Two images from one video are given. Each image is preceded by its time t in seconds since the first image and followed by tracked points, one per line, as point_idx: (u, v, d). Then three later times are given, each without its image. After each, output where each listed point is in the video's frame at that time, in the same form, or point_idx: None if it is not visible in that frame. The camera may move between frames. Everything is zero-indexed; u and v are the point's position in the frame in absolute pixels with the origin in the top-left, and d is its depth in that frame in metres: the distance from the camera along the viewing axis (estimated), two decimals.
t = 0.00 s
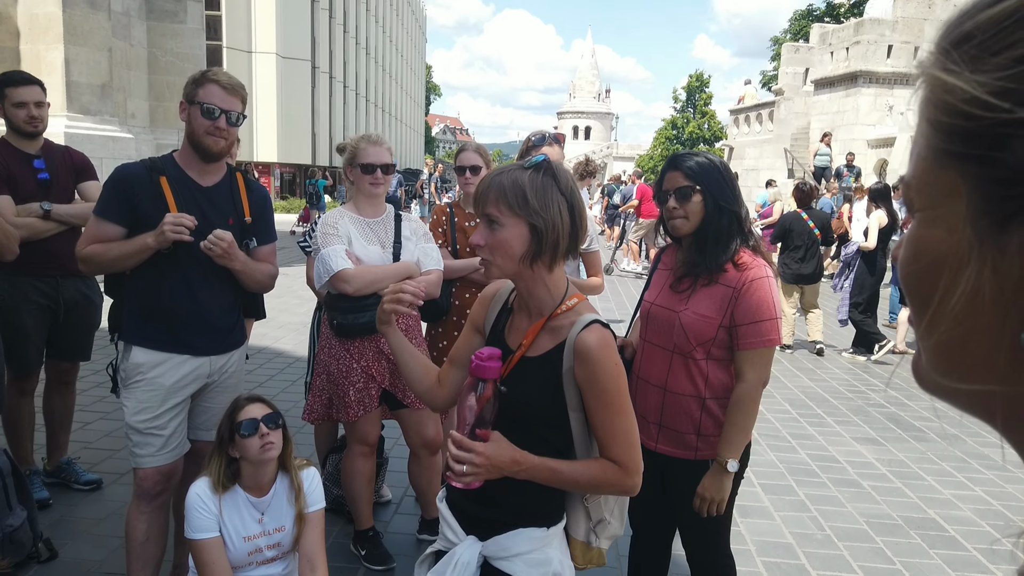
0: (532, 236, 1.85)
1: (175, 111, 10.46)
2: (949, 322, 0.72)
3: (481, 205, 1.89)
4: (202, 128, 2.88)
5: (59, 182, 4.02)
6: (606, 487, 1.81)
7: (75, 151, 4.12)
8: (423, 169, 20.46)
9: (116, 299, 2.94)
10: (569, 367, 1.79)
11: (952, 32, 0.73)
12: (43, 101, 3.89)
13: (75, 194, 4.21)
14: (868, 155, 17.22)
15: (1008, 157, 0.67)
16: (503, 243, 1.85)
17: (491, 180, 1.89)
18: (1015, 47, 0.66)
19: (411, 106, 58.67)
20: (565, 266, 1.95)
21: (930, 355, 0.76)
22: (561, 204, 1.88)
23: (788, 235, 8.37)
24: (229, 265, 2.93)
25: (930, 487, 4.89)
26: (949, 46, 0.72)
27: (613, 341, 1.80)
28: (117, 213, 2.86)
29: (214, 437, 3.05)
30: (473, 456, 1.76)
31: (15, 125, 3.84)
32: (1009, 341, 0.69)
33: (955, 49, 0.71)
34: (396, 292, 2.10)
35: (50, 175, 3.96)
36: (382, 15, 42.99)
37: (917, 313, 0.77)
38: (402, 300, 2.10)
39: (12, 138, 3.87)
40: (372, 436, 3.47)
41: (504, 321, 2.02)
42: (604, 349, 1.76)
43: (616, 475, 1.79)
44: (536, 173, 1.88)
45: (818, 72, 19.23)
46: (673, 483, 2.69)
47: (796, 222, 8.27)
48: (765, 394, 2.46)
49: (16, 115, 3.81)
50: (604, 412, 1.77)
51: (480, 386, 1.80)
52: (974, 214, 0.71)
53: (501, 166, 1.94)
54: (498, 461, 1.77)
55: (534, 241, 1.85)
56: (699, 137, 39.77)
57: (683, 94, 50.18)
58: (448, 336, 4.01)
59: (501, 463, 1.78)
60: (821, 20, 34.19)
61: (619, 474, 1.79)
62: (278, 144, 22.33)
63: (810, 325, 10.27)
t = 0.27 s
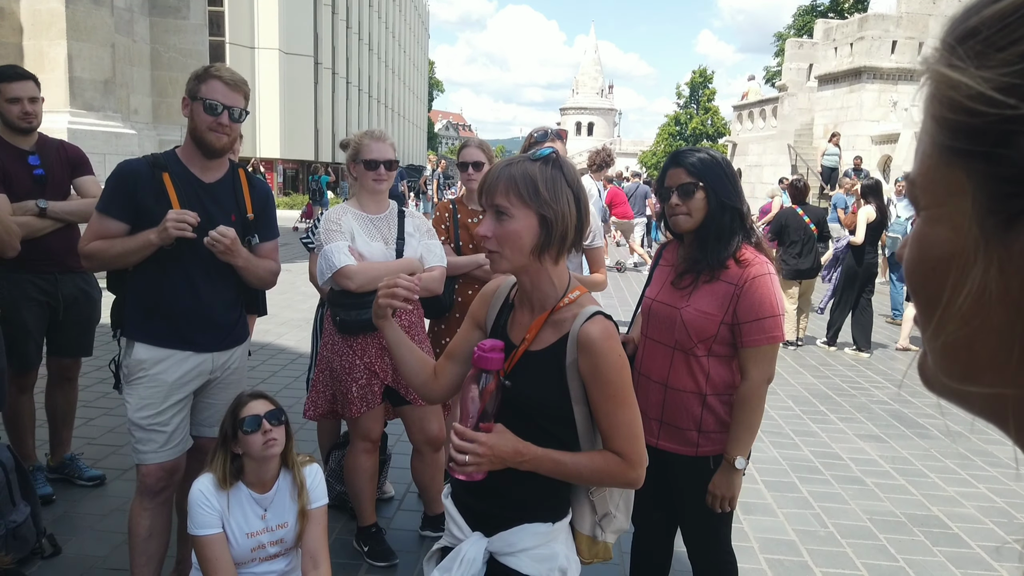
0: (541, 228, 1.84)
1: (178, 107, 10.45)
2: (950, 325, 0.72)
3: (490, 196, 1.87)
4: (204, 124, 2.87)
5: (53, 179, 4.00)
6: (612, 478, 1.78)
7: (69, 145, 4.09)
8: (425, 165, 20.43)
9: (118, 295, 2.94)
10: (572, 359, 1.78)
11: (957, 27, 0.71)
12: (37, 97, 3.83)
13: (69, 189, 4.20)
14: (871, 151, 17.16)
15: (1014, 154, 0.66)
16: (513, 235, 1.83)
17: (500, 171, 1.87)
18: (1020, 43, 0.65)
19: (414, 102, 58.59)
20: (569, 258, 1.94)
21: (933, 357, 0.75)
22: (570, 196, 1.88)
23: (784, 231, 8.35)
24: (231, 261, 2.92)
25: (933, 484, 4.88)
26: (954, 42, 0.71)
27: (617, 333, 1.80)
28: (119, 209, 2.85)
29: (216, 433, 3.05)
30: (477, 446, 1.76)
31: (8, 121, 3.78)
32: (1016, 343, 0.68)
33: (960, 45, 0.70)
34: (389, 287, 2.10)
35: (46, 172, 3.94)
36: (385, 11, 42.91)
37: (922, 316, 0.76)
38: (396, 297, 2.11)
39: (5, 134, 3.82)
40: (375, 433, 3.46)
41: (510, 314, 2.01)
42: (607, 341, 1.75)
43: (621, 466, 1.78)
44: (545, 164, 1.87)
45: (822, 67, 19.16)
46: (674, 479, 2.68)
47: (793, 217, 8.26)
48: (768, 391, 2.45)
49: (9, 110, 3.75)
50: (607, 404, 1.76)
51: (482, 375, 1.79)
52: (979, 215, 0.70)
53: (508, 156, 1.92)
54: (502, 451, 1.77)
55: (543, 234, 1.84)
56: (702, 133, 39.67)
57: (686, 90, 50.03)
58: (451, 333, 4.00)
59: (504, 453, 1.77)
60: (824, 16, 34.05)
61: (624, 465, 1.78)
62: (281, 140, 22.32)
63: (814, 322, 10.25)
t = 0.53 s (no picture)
0: (548, 227, 1.84)
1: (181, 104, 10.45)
2: (967, 326, 0.71)
3: (496, 194, 1.85)
4: (207, 121, 2.87)
5: (50, 176, 3.97)
6: (606, 476, 1.79)
7: (65, 140, 4.07)
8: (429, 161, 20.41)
9: (122, 292, 2.94)
10: (571, 356, 1.77)
11: (975, 24, 0.70)
12: (33, 93, 3.83)
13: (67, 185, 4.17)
14: (876, 147, 17.09)
15: None
16: (519, 234, 1.82)
17: (505, 169, 1.86)
18: None
19: (417, 98, 58.53)
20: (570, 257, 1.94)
21: (950, 358, 0.75)
22: (575, 194, 1.87)
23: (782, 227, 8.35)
24: (234, 258, 2.92)
25: (937, 482, 4.86)
26: (974, 38, 0.69)
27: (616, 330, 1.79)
28: (123, 206, 2.85)
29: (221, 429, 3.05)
30: (469, 437, 1.77)
31: (5, 117, 3.77)
32: None
33: (978, 42, 0.68)
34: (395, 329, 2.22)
35: (42, 168, 3.92)
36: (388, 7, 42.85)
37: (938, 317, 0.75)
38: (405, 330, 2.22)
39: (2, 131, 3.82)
40: (379, 430, 3.46)
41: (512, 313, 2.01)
42: (607, 339, 1.74)
43: (614, 467, 1.78)
44: (552, 162, 1.86)
45: (827, 64, 19.09)
46: (676, 476, 2.68)
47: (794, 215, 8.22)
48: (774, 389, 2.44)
49: (6, 107, 3.74)
50: (604, 402, 1.75)
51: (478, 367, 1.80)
52: (996, 213, 0.69)
53: (513, 154, 1.91)
54: (494, 443, 1.77)
55: (549, 233, 1.84)
56: (706, 129, 39.57)
57: (690, 86, 49.89)
58: (455, 330, 3.99)
59: (497, 445, 1.78)
60: (829, 12, 33.91)
61: (618, 466, 1.78)
62: (285, 136, 22.33)
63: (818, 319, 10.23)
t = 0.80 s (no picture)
0: (537, 224, 1.83)
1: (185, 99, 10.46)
2: (974, 331, 0.71)
3: (485, 191, 1.84)
4: (210, 117, 2.87)
5: (47, 173, 3.98)
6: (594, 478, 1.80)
7: (61, 136, 4.06)
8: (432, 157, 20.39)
9: (126, 288, 2.95)
10: (558, 356, 1.77)
11: (985, 23, 0.69)
12: (30, 89, 3.81)
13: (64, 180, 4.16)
14: (881, 143, 17.04)
15: None
16: (510, 232, 1.81)
17: (495, 165, 1.84)
18: None
19: (421, 93, 58.47)
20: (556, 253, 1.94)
21: (957, 364, 0.74)
22: (564, 191, 1.88)
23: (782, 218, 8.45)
24: (237, 253, 2.92)
25: (941, 479, 4.85)
26: (985, 38, 0.69)
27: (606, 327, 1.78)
28: (126, 203, 2.86)
29: (224, 425, 3.06)
30: (451, 463, 1.79)
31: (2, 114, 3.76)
32: None
33: (988, 44, 0.68)
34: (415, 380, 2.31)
35: (39, 165, 3.92)
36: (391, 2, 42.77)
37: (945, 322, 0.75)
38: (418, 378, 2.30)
39: None
40: (383, 426, 3.46)
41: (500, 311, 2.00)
42: (593, 337, 1.73)
43: (602, 467, 1.78)
44: (541, 159, 1.86)
45: (832, 59, 19.02)
46: (676, 472, 2.68)
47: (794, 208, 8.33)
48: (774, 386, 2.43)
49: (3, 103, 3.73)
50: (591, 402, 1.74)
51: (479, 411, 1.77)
52: (1003, 216, 0.69)
53: (501, 150, 1.89)
54: (475, 465, 1.79)
55: (538, 230, 1.84)
56: (710, 125, 39.46)
57: (694, 81, 49.78)
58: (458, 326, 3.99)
59: (478, 467, 1.79)
60: (834, 7, 33.78)
61: (606, 465, 1.78)
62: (289, 131, 22.32)
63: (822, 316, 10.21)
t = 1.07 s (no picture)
0: (519, 224, 1.80)
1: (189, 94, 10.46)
2: (989, 332, 0.70)
3: (466, 193, 1.78)
4: (212, 112, 2.86)
5: (47, 168, 3.98)
6: (544, 502, 1.71)
7: (59, 131, 4.06)
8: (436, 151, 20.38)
9: (130, 283, 2.95)
10: (533, 355, 1.71)
11: (1000, 19, 0.69)
12: (28, 84, 3.81)
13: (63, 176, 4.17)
14: (887, 137, 16.96)
15: None
16: (491, 234, 1.77)
17: (474, 165, 1.79)
18: None
19: (424, 88, 58.39)
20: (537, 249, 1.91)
21: (969, 365, 0.73)
22: (544, 187, 1.84)
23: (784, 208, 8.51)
24: (239, 248, 2.92)
25: (946, 474, 4.84)
26: (1000, 33, 0.68)
27: (584, 324, 1.71)
28: (129, 198, 2.86)
29: (228, 420, 3.07)
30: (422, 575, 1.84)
31: None
32: None
33: (1004, 39, 0.67)
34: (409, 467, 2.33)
35: (38, 161, 3.92)
36: None
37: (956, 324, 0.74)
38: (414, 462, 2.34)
39: None
40: (386, 421, 3.47)
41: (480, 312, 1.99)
42: (568, 338, 1.67)
43: (553, 490, 1.70)
44: (521, 155, 1.81)
45: (837, 52, 18.93)
46: (679, 467, 2.68)
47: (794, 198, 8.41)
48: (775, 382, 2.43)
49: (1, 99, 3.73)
50: (562, 406, 1.68)
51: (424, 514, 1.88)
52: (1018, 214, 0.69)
53: (479, 147, 1.84)
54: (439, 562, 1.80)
55: (521, 229, 1.80)
56: (715, 119, 39.32)
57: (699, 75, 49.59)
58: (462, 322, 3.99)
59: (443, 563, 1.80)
60: None
61: (561, 482, 1.70)
62: (293, 126, 22.34)
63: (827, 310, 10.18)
